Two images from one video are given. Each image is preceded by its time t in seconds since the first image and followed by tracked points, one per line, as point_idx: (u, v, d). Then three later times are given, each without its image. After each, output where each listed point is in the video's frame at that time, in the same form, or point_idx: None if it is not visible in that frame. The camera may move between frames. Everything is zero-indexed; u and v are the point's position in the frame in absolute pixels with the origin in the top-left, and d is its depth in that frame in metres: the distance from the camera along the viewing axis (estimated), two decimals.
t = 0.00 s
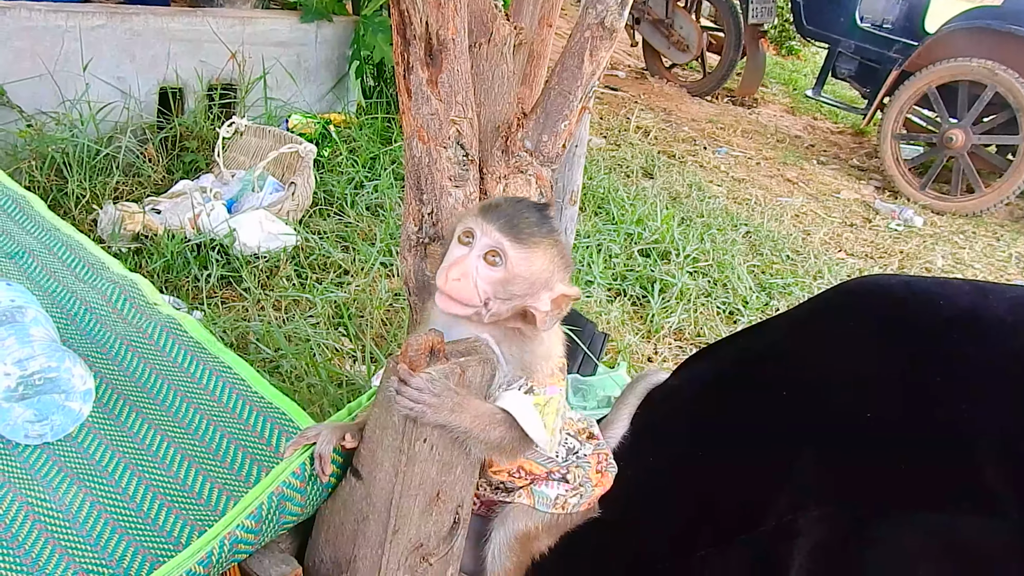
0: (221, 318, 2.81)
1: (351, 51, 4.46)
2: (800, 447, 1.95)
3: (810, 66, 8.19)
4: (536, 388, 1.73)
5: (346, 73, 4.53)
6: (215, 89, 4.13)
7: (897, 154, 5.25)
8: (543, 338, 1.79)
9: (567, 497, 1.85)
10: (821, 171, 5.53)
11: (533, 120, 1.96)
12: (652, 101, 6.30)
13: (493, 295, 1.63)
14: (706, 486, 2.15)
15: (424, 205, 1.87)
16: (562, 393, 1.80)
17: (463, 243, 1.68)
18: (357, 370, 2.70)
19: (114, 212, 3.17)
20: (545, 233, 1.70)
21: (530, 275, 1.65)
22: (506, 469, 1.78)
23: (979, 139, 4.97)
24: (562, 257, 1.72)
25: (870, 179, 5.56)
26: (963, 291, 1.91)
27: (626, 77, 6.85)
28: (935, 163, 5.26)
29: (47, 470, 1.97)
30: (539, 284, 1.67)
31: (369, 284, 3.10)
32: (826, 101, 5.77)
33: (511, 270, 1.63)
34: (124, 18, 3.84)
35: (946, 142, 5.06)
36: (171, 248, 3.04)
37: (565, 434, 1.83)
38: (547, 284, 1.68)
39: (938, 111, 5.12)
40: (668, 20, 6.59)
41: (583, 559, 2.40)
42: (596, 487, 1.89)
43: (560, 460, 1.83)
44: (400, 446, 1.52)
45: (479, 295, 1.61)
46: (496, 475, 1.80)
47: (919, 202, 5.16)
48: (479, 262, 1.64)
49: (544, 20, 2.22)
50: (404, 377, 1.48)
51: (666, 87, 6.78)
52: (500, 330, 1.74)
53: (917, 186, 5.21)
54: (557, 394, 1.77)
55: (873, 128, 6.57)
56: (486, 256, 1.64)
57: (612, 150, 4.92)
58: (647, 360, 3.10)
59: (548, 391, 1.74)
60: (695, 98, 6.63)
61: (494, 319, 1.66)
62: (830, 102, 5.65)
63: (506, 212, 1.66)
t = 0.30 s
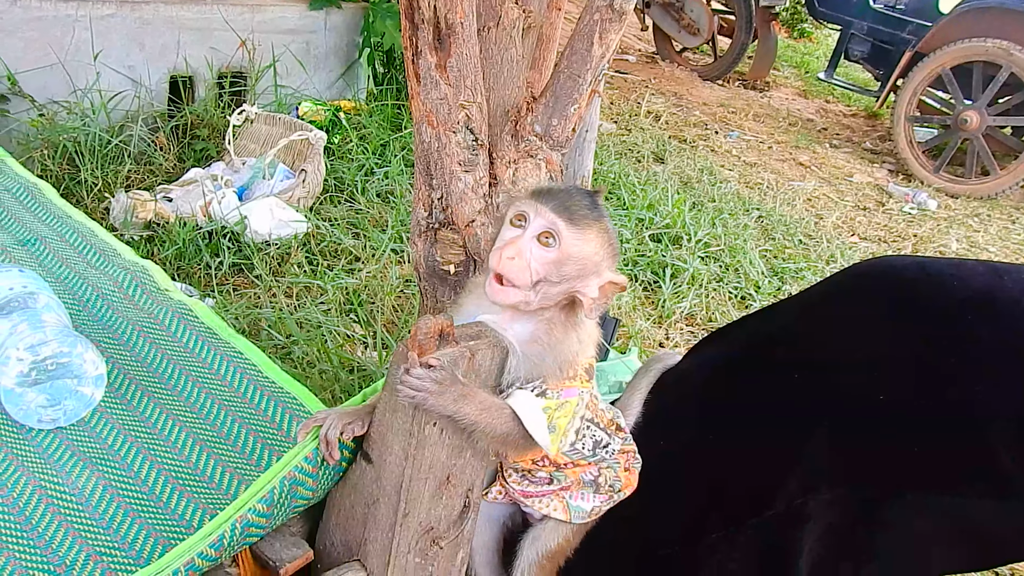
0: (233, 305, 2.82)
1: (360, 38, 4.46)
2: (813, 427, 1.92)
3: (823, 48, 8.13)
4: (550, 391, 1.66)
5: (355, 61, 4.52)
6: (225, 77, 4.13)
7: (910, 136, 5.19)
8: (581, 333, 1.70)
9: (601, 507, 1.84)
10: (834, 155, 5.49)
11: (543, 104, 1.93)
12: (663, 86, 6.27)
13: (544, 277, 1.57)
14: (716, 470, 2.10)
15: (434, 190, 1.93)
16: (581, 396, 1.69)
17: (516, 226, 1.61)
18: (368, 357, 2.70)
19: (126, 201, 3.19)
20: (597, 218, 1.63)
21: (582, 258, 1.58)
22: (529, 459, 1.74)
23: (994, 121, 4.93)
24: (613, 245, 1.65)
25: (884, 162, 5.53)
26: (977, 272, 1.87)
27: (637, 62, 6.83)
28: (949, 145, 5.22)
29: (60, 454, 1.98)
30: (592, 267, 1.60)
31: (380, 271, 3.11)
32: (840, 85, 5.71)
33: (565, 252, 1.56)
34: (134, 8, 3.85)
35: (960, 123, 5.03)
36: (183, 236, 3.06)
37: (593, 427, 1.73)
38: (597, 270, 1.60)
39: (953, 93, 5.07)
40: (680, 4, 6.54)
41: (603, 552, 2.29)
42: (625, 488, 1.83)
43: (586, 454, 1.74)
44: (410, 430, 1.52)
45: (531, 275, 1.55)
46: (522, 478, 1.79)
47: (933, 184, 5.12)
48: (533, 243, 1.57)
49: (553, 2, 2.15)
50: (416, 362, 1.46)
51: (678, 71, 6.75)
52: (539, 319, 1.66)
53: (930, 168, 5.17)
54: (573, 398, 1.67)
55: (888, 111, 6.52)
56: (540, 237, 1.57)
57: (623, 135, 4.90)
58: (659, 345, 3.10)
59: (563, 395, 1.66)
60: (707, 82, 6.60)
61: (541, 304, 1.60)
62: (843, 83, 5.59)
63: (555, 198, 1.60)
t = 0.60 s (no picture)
0: (247, 296, 2.83)
1: (371, 27, 4.55)
2: (825, 414, 1.88)
3: (835, 33, 8.09)
4: (565, 376, 1.65)
5: (365, 50, 4.63)
6: (237, 68, 4.21)
7: (924, 121, 5.16)
8: (590, 315, 1.72)
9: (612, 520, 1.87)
10: (847, 141, 5.47)
11: (554, 92, 1.88)
12: (675, 72, 6.25)
13: (549, 265, 1.57)
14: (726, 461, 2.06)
15: (446, 179, 1.92)
16: (600, 386, 1.68)
17: (519, 215, 1.62)
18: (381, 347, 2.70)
19: (139, 193, 3.20)
20: (599, 203, 1.63)
21: (585, 245, 1.58)
22: (544, 457, 1.75)
23: (1009, 104, 4.91)
24: (616, 229, 1.65)
25: (897, 148, 5.50)
26: (992, 256, 1.81)
27: (648, 49, 6.80)
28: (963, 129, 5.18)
29: (77, 446, 1.98)
30: (596, 253, 1.60)
31: (393, 261, 3.13)
32: (853, 70, 5.68)
33: (568, 238, 1.57)
34: None
35: (975, 107, 4.99)
36: (196, 228, 3.08)
37: (610, 437, 1.74)
38: (602, 255, 1.61)
39: (968, 77, 5.03)
40: None
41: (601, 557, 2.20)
42: (637, 500, 1.88)
43: (601, 465, 1.74)
44: (424, 419, 1.50)
45: (536, 264, 1.55)
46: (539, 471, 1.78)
47: (947, 168, 5.11)
48: (537, 232, 1.57)
49: None
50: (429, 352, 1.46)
51: (689, 58, 6.72)
52: (549, 305, 1.67)
53: (945, 152, 5.15)
54: (591, 385, 1.66)
55: (900, 95, 6.49)
56: (543, 225, 1.57)
57: (635, 122, 4.89)
58: (672, 333, 3.11)
59: (579, 382, 1.64)
60: (718, 69, 6.57)
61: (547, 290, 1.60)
62: (856, 69, 5.56)
63: (558, 184, 1.60)
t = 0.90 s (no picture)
0: (253, 290, 2.84)
1: (375, 20, 4.62)
2: (833, 403, 1.87)
3: (840, 21, 8.06)
4: (575, 381, 1.61)
5: (370, 42, 4.70)
6: (242, 62, 4.22)
7: (930, 109, 5.15)
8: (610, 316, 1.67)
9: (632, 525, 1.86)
10: (853, 130, 5.46)
11: (558, 83, 1.87)
12: (679, 63, 6.24)
13: (568, 260, 1.54)
14: (735, 451, 2.06)
15: (450, 172, 1.77)
16: (614, 396, 1.64)
17: (538, 210, 1.59)
18: (388, 340, 2.71)
19: (144, 186, 3.22)
20: (619, 200, 1.61)
21: (602, 241, 1.56)
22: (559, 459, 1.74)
23: (1015, 92, 4.89)
24: (637, 227, 1.63)
25: (903, 136, 5.49)
26: (998, 244, 1.77)
27: (652, 40, 6.79)
28: (969, 117, 5.19)
29: (84, 439, 1.99)
30: (615, 249, 1.58)
31: (398, 253, 3.14)
32: (858, 59, 5.66)
33: (589, 234, 1.55)
34: None
35: (980, 95, 4.99)
36: (202, 221, 3.09)
37: (631, 441, 1.73)
38: (622, 253, 1.59)
39: (973, 65, 5.02)
40: None
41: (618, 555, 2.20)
42: (655, 501, 1.87)
43: (620, 465, 1.73)
44: (431, 410, 1.50)
45: (554, 259, 1.53)
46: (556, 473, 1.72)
47: (953, 157, 5.12)
48: (556, 227, 1.55)
49: None
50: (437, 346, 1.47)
51: (693, 48, 6.70)
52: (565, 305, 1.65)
53: (950, 141, 5.14)
54: (604, 395, 1.62)
55: (906, 84, 6.48)
56: (562, 220, 1.55)
57: (639, 113, 4.88)
58: (678, 324, 3.13)
59: (590, 389, 1.61)
60: (723, 58, 6.56)
61: (564, 288, 1.57)
62: (861, 58, 5.54)
63: (576, 179, 1.59)
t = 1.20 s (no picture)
0: (260, 285, 2.84)
1: (381, 14, 4.64)
2: (838, 397, 1.86)
3: (847, 12, 8.03)
4: (573, 402, 1.53)
5: (376, 36, 4.74)
6: (248, 56, 4.23)
7: (937, 100, 5.14)
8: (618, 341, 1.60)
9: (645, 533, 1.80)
10: (860, 122, 5.44)
11: (564, 76, 1.73)
12: (686, 55, 6.22)
13: (568, 287, 1.49)
14: (737, 448, 2.02)
15: (457, 165, 1.75)
16: (613, 425, 1.54)
17: (541, 235, 1.54)
18: (395, 334, 2.71)
19: (152, 182, 3.23)
20: (626, 224, 1.54)
21: (605, 268, 1.50)
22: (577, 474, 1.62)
23: None
24: (645, 252, 1.56)
25: (911, 127, 5.47)
26: (1006, 234, 1.76)
27: (658, 32, 6.78)
28: (977, 108, 5.17)
29: (93, 433, 1.99)
30: (620, 276, 1.51)
31: (405, 248, 3.14)
32: (865, 50, 5.63)
33: (589, 261, 1.49)
34: None
35: (988, 85, 4.97)
36: (209, 216, 3.10)
37: (650, 460, 1.63)
38: (628, 280, 1.52)
39: (981, 55, 5.00)
40: None
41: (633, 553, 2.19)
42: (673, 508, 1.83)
43: (640, 482, 1.64)
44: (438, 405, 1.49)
45: (554, 285, 1.47)
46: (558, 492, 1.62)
47: (961, 147, 5.10)
48: (557, 253, 1.49)
49: None
50: (443, 341, 1.46)
51: (699, 40, 6.69)
52: (571, 329, 1.58)
53: (958, 131, 5.12)
54: (600, 421, 1.53)
55: (913, 75, 6.46)
56: (565, 246, 1.50)
57: (646, 106, 4.87)
58: (685, 316, 3.13)
59: (586, 413, 1.52)
60: (729, 50, 6.56)
61: (565, 313, 1.52)
62: (868, 49, 5.52)
63: (582, 202, 1.52)
